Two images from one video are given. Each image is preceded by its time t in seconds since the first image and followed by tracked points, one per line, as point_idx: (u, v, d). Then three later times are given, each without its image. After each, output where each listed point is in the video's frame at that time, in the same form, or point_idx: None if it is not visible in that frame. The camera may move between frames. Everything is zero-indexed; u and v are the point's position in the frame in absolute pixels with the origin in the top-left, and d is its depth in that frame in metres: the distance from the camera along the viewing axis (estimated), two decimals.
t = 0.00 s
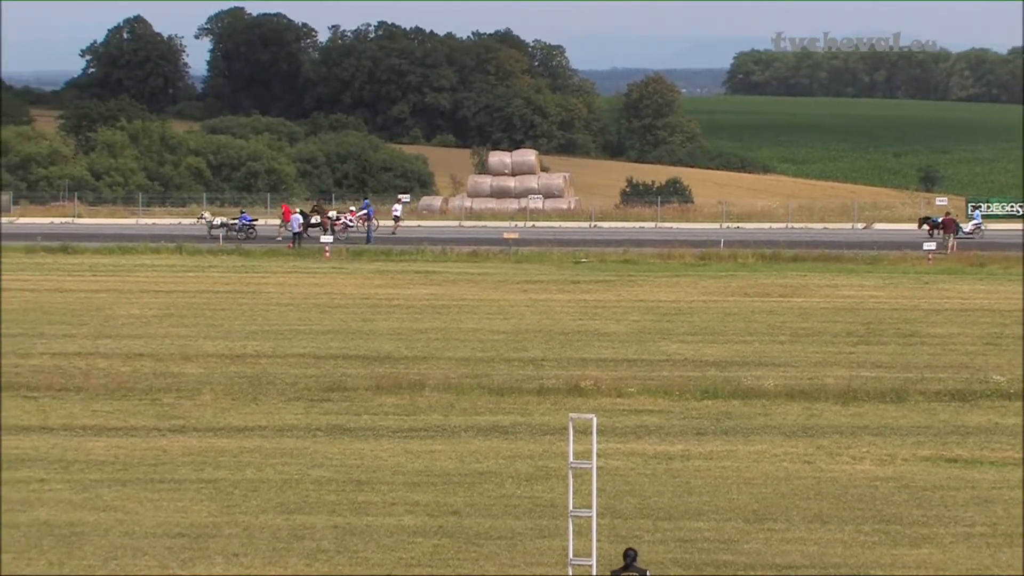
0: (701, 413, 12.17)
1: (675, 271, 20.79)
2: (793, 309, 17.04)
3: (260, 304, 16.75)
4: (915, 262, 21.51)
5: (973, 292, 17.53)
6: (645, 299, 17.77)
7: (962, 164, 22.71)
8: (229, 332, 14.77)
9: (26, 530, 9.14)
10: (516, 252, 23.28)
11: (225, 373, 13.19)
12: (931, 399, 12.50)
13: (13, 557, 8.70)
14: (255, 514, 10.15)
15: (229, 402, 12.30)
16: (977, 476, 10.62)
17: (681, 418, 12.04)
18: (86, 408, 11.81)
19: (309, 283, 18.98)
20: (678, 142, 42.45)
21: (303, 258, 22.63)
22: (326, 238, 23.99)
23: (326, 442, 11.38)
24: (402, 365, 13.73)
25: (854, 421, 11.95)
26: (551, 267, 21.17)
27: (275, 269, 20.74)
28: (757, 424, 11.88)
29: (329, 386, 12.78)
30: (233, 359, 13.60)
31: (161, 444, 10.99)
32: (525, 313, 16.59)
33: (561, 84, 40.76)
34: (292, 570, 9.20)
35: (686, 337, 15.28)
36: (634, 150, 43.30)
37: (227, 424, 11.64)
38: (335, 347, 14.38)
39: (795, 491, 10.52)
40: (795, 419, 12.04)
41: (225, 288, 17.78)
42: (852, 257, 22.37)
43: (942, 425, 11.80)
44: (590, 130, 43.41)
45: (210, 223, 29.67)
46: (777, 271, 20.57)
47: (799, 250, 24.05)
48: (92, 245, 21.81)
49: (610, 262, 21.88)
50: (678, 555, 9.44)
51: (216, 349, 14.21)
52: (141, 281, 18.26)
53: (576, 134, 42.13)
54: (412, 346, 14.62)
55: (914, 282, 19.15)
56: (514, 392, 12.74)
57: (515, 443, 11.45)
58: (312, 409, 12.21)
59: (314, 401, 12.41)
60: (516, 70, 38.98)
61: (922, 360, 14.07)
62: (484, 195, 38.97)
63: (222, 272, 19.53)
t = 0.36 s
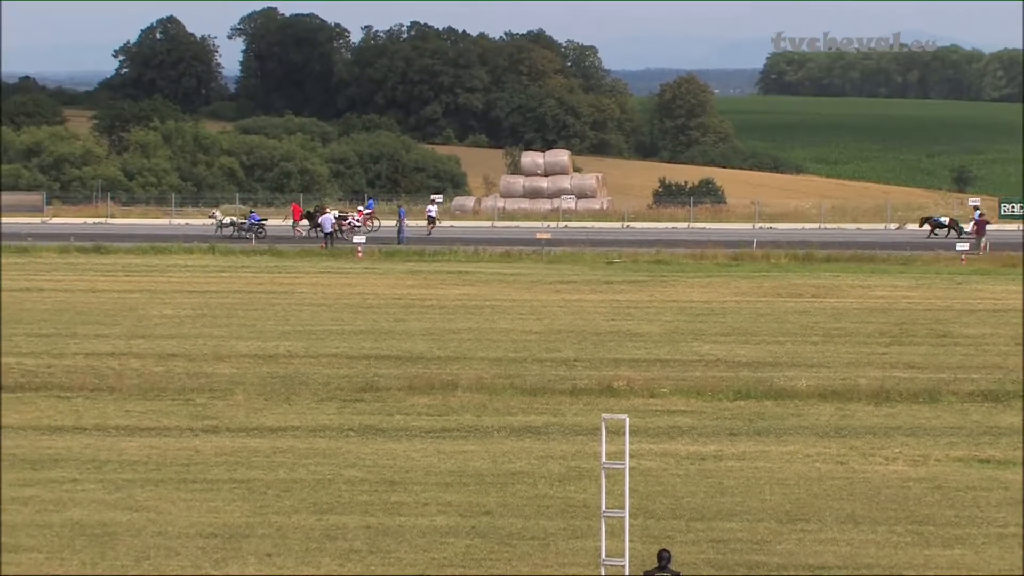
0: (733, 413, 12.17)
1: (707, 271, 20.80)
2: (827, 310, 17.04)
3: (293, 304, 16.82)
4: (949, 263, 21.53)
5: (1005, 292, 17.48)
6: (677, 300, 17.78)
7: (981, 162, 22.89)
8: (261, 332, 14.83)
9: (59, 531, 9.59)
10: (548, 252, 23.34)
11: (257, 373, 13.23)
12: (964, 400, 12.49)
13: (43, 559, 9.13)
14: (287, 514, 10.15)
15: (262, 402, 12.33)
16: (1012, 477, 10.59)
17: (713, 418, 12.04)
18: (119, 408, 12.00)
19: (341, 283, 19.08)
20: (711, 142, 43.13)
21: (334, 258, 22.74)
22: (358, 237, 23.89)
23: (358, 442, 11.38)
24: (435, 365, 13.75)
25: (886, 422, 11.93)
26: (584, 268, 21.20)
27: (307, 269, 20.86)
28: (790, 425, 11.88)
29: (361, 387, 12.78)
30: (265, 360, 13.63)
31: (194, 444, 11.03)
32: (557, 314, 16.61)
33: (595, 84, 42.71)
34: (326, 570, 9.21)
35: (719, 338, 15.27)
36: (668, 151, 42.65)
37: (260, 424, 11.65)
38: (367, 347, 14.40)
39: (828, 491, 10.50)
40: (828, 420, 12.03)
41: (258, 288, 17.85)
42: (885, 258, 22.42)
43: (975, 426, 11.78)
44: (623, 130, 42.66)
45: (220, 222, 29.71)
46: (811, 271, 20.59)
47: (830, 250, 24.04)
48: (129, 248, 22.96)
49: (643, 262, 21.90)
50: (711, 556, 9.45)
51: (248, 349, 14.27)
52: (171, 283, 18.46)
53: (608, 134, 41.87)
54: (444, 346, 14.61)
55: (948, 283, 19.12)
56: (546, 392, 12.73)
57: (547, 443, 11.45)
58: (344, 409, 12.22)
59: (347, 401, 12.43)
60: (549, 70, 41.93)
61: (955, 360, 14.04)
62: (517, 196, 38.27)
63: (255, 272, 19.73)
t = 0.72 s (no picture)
0: (768, 414, 12.17)
1: (743, 271, 20.77)
2: (862, 310, 17.01)
3: (328, 304, 16.88)
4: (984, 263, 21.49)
5: None
6: (712, 300, 17.75)
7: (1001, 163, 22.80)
8: (296, 332, 14.89)
9: (95, 530, 9.70)
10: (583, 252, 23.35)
11: (292, 373, 13.27)
12: (1001, 401, 12.46)
13: (78, 559, 9.22)
14: (323, 513, 10.15)
15: (296, 402, 12.35)
16: None
17: (747, 419, 12.04)
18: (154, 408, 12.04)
19: (375, 283, 19.14)
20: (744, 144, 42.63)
21: (369, 258, 22.77)
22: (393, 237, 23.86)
23: (393, 442, 11.38)
24: (470, 365, 13.76)
25: (921, 422, 11.92)
26: (619, 268, 21.20)
27: (342, 269, 20.91)
28: (825, 425, 11.88)
29: (396, 387, 12.77)
30: (299, 360, 13.67)
31: (229, 444, 11.07)
32: (592, 314, 16.61)
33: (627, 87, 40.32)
34: (361, 570, 9.21)
35: (754, 338, 15.26)
36: (703, 150, 42.38)
37: (294, 424, 11.65)
38: (402, 348, 14.40)
39: (863, 492, 10.49)
40: (863, 421, 12.01)
41: (293, 288, 17.92)
42: (920, 258, 22.39)
43: (1011, 426, 11.76)
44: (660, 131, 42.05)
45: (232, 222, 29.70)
46: (846, 272, 20.58)
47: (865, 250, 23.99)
48: (165, 248, 23.19)
49: (678, 262, 21.88)
50: (746, 556, 9.45)
51: (284, 349, 14.32)
52: (205, 283, 18.61)
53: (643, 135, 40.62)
54: (479, 347, 14.61)
55: (984, 283, 19.08)
56: (581, 392, 12.74)
57: (582, 443, 11.45)
58: (379, 410, 12.22)
59: (382, 401, 12.43)
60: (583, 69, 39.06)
61: (990, 361, 14.00)
62: (551, 196, 38.03)
63: (289, 271, 19.84)
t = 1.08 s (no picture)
0: (806, 414, 12.17)
1: (781, 272, 20.76)
2: (899, 311, 16.97)
3: (365, 304, 16.97)
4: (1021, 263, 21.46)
5: None
6: (750, 301, 17.71)
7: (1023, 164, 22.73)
8: (334, 331, 14.94)
9: (133, 531, 9.73)
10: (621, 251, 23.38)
11: (330, 373, 13.32)
12: None
13: (116, 559, 9.28)
14: (360, 514, 10.17)
15: (334, 402, 12.36)
16: None
17: (785, 419, 12.04)
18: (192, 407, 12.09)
19: (412, 283, 19.19)
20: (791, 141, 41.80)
21: (408, 258, 22.72)
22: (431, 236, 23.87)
23: (430, 442, 11.38)
24: (507, 366, 13.77)
25: (960, 423, 11.90)
26: (656, 267, 21.20)
27: (380, 269, 20.95)
28: (863, 425, 11.88)
29: (434, 387, 12.76)
30: (337, 360, 13.71)
31: (267, 444, 11.08)
32: (630, 314, 16.61)
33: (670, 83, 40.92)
34: (399, 571, 9.23)
35: (792, 338, 15.27)
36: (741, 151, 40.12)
37: (332, 424, 11.67)
38: (440, 347, 14.41)
39: (901, 492, 10.48)
40: (901, 421, 12.00)
41: (331, 289, 18.01)
42: (958, 259, 22.34)
43: None
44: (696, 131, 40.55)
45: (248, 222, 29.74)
46: (883, 272, 20.59)
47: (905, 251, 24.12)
48: (202, 248, 23.41)
49: (716, 262, 21.88)
50: (783, 556, 9.46)
51: (321, 349, 14.36)
52: (241, 283, 18.73)
53: (679, 135, 39.56)
54: (517, 347, 14.60)
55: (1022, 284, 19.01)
56: (619, 392, 12.74)
57: (620, 443, 11.45)
58: (417, 410, 12.21)
59: (420, 402, 12.43)
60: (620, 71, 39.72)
61: None
62: (589, 197, 38.65)
63: (327, 271, 19.94)
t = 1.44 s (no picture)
0: (843, 414, 12.17)
1: (818, 272, 20.70)
2: (936, 311, 16.87)
3: (402, 304, 17.06)
4: None
5: None
6: (787, 301, 17.69)
7: None
8: (371, 332, 15.01)
9: (170, 530, 9.72)
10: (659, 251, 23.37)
11: (367, 373, 13.38)
12: None
13: (153, 558, 9.28)
14: (397, 513, 10.17)
15: (371, 402, 12.40)
16: None
17: (822, 419, 12.04)
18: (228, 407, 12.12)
19: (449, 283, 19.21)
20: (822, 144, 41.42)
21: (447, 259, 22.65)
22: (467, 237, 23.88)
23: (467, 442, 11.40)
24: (543, 365, 13.79)
25: (999, 422, 11.83)
26: (693, 268, 21.20)
27: (417, 269, 20.98)
28: (900, 426, 11.87)
29: (471, 387, 12.79)
30: (373, 360, 13.80)
31: (304, 443, 11.10)
32: (667, 314, 16.62)
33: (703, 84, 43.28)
34: (436, 571, 9.21)
35: (829, 338, 15.26)
36: (777, 150, 42.33)
37: (369, 424, 11.69)
38: (477, 347, 14.46)
39: (937, 493, 10.43)
40: (938, 422, 11.96)
41: (369, 288, 18.13)
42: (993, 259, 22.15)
43: None
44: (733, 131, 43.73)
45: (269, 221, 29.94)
46: (920, 273, 20.46)
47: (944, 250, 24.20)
48: (240, 248, 23.50)
49: (753, 262, 21.86)
50: (820, 556, 9.45)
51: (358, 348, 14.43)
52: (278, 283, 18.83)
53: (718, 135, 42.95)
54: (554, 347, 14.65)
55: None
56: (656, 392, 12.75)
57: (657, 443, 11.44)
58: (453, 409, 12.23)
59: (456, 401, 12.45)
60: (658, 70, 44.16)
61: None
62: (626, 195, 40.02)
63: (365, 272, 19.98)
